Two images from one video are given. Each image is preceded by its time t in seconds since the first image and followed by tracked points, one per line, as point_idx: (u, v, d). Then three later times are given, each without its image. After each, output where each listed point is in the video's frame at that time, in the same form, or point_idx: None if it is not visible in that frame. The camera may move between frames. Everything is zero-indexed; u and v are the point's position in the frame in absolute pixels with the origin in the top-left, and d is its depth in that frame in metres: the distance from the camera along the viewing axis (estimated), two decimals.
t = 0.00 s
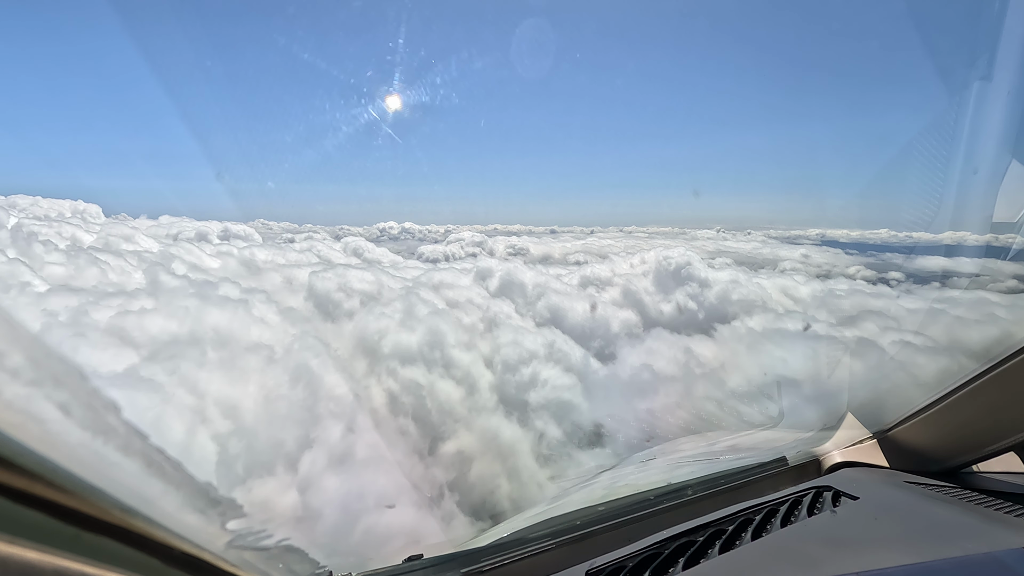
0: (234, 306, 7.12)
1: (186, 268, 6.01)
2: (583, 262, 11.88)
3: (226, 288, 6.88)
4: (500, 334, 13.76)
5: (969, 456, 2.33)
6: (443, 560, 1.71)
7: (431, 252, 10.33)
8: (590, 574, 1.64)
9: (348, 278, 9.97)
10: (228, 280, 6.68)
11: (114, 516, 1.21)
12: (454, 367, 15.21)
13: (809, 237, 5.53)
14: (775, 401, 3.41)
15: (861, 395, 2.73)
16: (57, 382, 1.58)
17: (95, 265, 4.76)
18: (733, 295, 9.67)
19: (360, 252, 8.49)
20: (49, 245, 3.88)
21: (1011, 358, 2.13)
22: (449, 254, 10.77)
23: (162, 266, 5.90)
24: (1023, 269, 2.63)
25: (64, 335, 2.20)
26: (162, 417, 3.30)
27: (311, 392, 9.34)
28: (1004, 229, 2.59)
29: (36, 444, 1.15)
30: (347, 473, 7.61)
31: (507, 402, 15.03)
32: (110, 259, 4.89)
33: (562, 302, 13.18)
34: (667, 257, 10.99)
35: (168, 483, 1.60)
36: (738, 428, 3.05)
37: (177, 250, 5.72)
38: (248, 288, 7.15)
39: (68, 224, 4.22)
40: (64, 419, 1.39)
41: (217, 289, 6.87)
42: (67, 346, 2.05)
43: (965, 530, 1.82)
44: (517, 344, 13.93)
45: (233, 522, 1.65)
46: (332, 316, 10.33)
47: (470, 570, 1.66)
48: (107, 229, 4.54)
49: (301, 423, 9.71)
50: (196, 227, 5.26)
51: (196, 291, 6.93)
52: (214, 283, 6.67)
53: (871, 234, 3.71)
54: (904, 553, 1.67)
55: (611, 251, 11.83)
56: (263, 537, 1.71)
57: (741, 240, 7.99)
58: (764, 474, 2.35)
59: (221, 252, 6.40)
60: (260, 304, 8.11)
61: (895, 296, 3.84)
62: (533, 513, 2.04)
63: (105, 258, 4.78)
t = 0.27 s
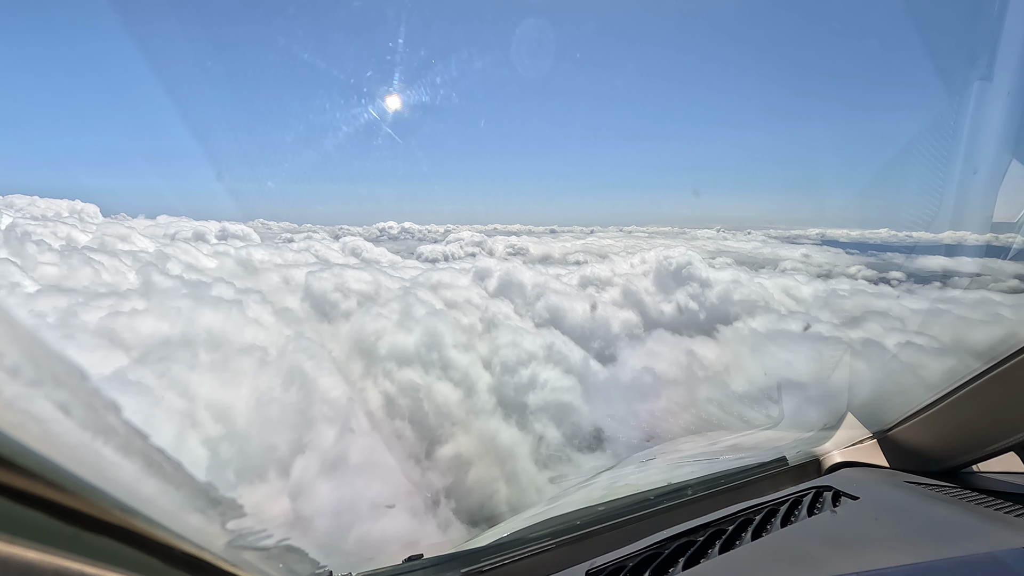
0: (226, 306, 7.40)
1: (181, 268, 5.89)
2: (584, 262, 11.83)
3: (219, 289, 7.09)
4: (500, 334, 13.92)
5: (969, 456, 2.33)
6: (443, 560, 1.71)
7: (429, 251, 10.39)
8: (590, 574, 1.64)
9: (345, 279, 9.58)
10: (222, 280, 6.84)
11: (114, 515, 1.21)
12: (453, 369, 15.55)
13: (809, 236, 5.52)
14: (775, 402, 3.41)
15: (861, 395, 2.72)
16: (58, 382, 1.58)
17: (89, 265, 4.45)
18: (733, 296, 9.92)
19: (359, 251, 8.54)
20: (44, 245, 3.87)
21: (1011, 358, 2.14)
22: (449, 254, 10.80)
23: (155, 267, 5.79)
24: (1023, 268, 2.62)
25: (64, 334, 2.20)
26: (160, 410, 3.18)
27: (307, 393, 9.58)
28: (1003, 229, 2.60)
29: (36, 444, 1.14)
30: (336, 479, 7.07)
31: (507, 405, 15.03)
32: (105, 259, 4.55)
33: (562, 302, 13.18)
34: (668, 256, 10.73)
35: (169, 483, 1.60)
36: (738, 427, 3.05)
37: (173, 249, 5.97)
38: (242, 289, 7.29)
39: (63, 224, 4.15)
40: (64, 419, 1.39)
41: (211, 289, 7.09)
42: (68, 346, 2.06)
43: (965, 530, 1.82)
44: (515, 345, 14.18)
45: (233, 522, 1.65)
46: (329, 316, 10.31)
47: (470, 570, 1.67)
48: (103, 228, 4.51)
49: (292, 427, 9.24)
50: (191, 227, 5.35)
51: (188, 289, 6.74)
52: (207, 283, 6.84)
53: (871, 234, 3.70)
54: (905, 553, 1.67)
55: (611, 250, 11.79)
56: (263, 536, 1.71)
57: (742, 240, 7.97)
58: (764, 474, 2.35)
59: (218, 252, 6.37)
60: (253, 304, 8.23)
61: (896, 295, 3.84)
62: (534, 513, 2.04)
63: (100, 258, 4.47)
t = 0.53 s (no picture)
0: (222, 308, 6.91)
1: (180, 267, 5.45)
2: (583, 262, 11.78)
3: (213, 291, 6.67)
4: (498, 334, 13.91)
5: (969, 456, 2.33)
6: (443, 560, 1.71)
7: (428, 252, 10.37)
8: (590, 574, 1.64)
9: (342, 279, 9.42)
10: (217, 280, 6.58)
11: (114, 515, 1.21)
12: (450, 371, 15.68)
13: (810, 236, 5.52)
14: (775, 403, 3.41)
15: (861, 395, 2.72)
16: (57, 382, 1.58)
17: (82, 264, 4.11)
18: (735, 296, 9.96)
19: (358, 251, 8.54)
20: (38, 245, 3.80)
21: (1011, 358, 2.14)
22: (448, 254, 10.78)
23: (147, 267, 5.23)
24: None
25: (64, 334, 2.20)
26: (154, 404, 2.93)
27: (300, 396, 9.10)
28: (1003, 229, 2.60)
29: (36, 444, 1.15)
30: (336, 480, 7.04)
31: (505, 408, 15.10)
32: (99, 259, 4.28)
33: (561, 303, 13.16)
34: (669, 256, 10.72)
35: (168, 483, 1.60)
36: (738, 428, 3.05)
37: (168, 248, 5.47)
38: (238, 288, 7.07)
39: (58, 223, 4.12)
40: (63, 419, 1.39)
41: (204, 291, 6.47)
42: (68, 345, 2.06)
43: (965, 530, 1.82)
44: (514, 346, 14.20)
45: (233, 521, 1.64)
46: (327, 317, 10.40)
47: (470, 570, 1.67)
48: (98, 228, 4.46)
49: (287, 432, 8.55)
50: (188, 227, 5.46)
51: (185, 292, 5.80)
52: (205, 284, 6.40)
53: (872, 234, 3.70)
54: (905, 553, 1.67)
55: (611, 251, 11.76)
56: (263, 536, 1.70)
57: (742, 240, 7.95)
58: (764, 474, 2.35)
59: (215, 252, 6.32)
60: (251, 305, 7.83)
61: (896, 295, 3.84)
62: (534, 513, 2.05)
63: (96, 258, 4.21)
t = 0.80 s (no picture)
0: (214, 308, 6.76)
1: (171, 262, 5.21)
2: (583, 262, 11.66)
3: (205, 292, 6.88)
4: (496, 335, 14.35)
5: (969, 456, 2.33)
6: (443, 560, 1.71)
7: (428, 252, 10.30)
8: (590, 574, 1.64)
9: (339, 280, 9.94)
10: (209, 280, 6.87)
11: (114, 515, 1.21)
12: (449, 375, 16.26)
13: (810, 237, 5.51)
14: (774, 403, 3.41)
15: (860, 395, 2.72)
16: (57, 382, 1.58)
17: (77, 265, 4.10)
18: (736, 296, 9.80)
19: (356, 251, 8.54)
20: (31, 244, 3.73)
21: (1011, 358, 2.14)
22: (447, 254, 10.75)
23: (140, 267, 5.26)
24: None
25: (65, 335, 2.20)
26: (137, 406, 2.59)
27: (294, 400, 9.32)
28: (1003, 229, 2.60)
29: (37, 444, 1.15)
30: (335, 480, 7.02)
31: (504, 411, 15.24)
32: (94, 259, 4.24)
33: (561, 303, 13.14)
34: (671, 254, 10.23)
35: (168, 483, 1.59)
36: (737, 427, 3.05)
37: (165, 249, 5.58)
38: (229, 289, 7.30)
39: (53, 223, 4.14)
40: (63, 419, 1.39)
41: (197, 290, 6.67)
42: (68, 346, 2.06)
43: (965, 530, 1.82)
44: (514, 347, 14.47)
45: (233, 521, 1.64)
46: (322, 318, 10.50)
47: (470, 570, 1.67)
48: (95, 228, 4.44)
49: (279, 437, 7.95)
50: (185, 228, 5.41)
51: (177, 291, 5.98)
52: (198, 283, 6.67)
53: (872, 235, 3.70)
54: (905, 553, 1.67)
55: (611, 251, 11.72)
56: (264, 536, 1.70)
57: (743, 240, 7.92)
58: (764, 474, 2.35)
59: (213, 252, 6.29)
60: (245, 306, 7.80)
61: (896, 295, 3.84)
62: (534, 513, 2.05)
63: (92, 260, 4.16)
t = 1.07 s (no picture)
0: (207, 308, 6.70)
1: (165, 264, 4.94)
2: (583, 262, 11.32)
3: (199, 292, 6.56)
4: (495, 337, 14.85)
5: (969, 456, 2.33)
6: (443, 560, 1.72)
7: (427, 252, 10.23)
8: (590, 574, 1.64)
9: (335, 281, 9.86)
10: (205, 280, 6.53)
11: (114, 516, 1.21)
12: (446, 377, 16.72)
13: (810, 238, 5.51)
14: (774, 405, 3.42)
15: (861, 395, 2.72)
16: (57, 382, 1.58)
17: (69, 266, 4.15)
18: (738, 297, 9.68)
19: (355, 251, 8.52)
20: (24, 244, 3.82)
21: (1011, 358, 2.13)
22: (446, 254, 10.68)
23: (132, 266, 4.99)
24: None
25: (64, 336, 2.19)
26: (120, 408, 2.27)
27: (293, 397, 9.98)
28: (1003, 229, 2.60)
29: (36, 444, 1.15)
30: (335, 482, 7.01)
31: (502, 414, 15.40)
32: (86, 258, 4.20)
33: (560, 304, 13.12)
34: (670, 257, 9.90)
35: (168, 483, 1.59)
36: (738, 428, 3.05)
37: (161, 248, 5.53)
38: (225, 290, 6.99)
39: (50, 222, 4.14)
40: (63, 419, 1.39)
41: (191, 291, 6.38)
42: (68, 347, 2.06)
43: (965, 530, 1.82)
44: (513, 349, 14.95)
45: (233, 521, 1.64)
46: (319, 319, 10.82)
47: (470, 570, 1.67)
48: (92, 227, 4.42)
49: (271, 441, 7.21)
50: (186, 227, 5.36)
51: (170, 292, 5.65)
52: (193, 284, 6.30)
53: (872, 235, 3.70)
54: (905, 553, 1.67)
55: (611, 251, 11.67)
56: (264, 536, 1.70)
57: (743, 240, 7.88)
58: (764, 473, 2.35)
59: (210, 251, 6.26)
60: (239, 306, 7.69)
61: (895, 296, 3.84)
62: (534, 513, 2.05)
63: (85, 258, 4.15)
